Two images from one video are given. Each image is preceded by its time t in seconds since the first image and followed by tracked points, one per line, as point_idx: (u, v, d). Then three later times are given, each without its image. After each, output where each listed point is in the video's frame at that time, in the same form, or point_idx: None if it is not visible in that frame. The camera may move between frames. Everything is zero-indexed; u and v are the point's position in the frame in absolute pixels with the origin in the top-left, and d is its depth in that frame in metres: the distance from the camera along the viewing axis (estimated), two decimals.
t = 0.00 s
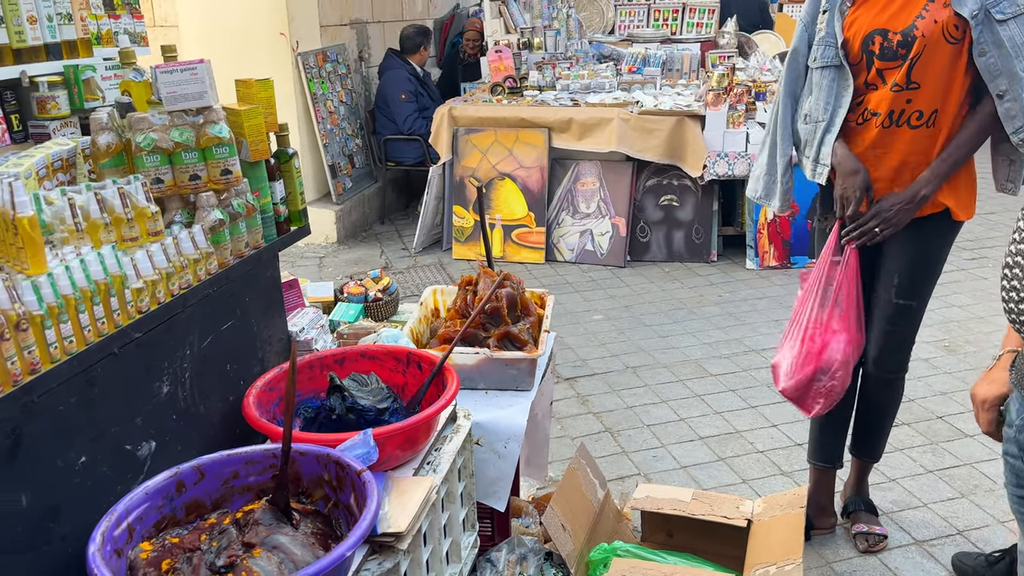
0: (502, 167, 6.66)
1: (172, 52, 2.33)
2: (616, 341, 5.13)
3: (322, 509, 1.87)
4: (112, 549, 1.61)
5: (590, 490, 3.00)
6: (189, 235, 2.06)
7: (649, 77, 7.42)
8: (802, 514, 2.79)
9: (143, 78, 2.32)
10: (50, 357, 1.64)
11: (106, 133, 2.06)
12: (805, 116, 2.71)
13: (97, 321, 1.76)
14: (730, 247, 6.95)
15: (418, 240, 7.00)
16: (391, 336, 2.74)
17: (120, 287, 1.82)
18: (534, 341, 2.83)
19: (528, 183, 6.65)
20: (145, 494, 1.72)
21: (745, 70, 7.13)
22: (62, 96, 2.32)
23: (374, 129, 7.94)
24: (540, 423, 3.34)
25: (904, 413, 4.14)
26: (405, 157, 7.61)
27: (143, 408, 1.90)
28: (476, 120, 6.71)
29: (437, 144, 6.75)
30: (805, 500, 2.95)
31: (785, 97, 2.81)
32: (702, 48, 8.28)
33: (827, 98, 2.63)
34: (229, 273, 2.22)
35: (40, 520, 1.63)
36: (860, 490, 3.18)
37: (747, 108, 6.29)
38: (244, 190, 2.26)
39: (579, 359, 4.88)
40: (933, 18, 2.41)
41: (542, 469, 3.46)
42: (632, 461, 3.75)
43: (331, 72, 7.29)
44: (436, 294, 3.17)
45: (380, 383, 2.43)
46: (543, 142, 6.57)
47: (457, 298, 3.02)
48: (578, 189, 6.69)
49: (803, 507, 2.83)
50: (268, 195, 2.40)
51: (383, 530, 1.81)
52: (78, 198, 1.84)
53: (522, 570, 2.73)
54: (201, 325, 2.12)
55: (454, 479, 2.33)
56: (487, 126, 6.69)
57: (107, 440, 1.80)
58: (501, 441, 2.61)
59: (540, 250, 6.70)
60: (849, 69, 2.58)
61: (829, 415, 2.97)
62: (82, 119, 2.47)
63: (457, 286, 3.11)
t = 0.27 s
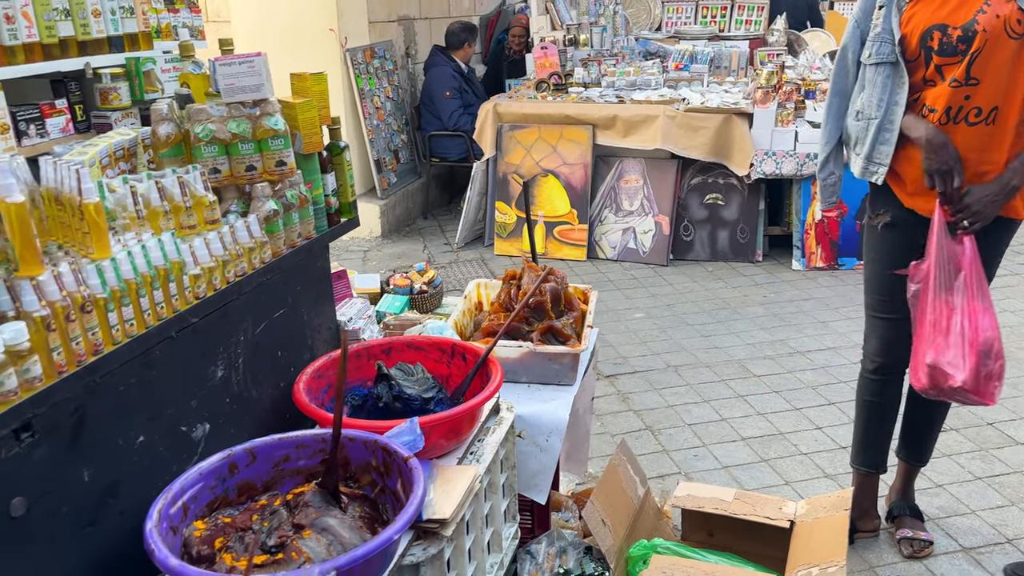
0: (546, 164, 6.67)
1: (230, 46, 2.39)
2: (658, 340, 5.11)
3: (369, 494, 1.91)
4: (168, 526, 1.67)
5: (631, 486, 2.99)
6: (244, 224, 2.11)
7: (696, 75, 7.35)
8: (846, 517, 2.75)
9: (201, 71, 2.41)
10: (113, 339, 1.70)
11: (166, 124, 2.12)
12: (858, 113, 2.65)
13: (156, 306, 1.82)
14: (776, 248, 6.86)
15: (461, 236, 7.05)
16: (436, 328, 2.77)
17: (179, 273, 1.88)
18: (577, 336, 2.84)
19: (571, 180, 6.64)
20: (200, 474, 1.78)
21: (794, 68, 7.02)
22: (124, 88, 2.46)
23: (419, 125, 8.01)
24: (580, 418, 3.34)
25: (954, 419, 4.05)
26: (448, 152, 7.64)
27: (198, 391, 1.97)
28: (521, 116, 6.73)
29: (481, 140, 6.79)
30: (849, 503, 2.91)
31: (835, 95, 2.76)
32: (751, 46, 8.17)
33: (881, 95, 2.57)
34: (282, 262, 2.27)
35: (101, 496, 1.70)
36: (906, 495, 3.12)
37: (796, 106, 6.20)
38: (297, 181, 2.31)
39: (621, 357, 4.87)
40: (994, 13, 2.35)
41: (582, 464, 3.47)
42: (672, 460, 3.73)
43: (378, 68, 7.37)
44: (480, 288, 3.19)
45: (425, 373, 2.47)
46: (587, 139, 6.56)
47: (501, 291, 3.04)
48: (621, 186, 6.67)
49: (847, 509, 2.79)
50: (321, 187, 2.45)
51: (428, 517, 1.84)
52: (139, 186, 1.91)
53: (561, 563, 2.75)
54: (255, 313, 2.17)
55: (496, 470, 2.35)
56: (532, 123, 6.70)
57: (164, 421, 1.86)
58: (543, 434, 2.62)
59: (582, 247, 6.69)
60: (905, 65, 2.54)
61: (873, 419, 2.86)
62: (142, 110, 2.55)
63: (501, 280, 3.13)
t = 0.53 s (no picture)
0: (603, 157, 6.66)
1: (304, 37, 2.47)
2: (713, 336, 5.07)
3: (432, 473, 1.97)
4: (243, 495, 1.75)
5: (685, 479, 3.00)
6: (317, 210, 2.19)
7: (758, 68, 7.24)
8: (905, 518, 2.71)
9: (276, 62, 2.50)
10: (195, 316, 1.80)
11: (244, 112, 2.21)
12: (921, 113, 2.59)
13: (234, 285, 1.90)
14: (836, 246, 6.73)
15: (516, 227, 7.10)
16: (495, 316, 2.82)
17: (256, 255, 1.97)
18: (635, 328, 2.86)
19: (628, 173, 6.62)
20: (272, 447, 1.86)
21: (861, 62, 6.86)
22: (203, 76, 2.55)
23: (477, 117, 8.07)
24: (634, 411, 3.34)
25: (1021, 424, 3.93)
26: (505, 145, 7.72)
27: (271, 369, 2.05)
28: (579, 108, 6.70)
29: (539, 132, 6.81)
30: (908, 504, 2.86)
31: (899, 96, 2.68)
32: (816, 39, 8.01)
33: (945, 92, 2.51)
34: (351, 247, 2.35)
35: (181, 465, 1.79)
36: (968, 499, 3.06)
37: (861, 101, 6.06)
38: (366, 169, 2.39)
39: (675, 352, 4.86)
40: None
41: (635, 457, 3.48)
42: (726, 456, 3.72)
43: (439, 60, 7.46)
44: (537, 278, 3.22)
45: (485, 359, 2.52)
46: (646, 132, 6.53)
47: (559, 282, 3.08)
48: (679, 180, 6.62)
49: (907, 510, 2.76)
50: (388, 175, 2.52)
51: (488, 497, 1.89)
52: (220, 171, 2.00)
53: (614, 552, 2.78)
54: (324, 296, 2.26)
55: (552, 457, 2.39)
56: (590, 115, 6.70)
57: (239, 396, 1.95)
58: (598, 424, 2.65)
59: (638, 241, 6.67)
60: (971, 62, 2.48)
61: (926, 426, 2.81)
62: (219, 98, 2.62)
63: (559, 271, 3.16)
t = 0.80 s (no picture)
0: (657, 147, 6.61)
1: (366, 24, 2.53)
2: (766, 330, 5.01)
3: (480, 452, 2.02)
4: (300, 466, 1.83)
5: (732, 472, 2.99)
6: (375, 194, 2.25)
7: (820, 59, 7.08)
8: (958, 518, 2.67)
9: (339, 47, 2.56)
10: (258, 292, 1.87)
11: (307, 97, 2.27)
12: (959, 105, 2.52)
13: (297, 265, 1.98)
14: (896, 242, 6.57)
15: (568, 216, 7.10)
16: (545, 303, 2.85)
17: (317, 236, 2.04)
18: (685, 318, 2.85)
19: (683, 164, 6.56)
20: (328, 421, 1.93)
21: (928, 53, 6.66)
22: (268, 62, 2.62)
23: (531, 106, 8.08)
24: (682, 402, 3.33)
25: None
26: (558, 133, 7.69)
27: (328, 346, 2.13)
28: (634, 98, 6.67)
29: (592, 121, 6.79)
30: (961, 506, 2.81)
31: (942, 91, 2.64)
32: (881, 30, 7.80)
33: (983, 81, 2.44)
34: (407, 230, 2.41)
35: (242, 435, 1.87)
36: None
37: (927, 94, 5.89)
38: (423, 155, 2.44)
39: (726, 345, 4.82)
40: None
41: (682, 449, 3.47)
42: (775, 451, 3.69)
43: (495, 48, 7.49)
44: (588, 266, 3.24)
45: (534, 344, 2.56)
46: (701, 123, 6.45)
47: (609, 270, 3.09)
48: (735, 172, 6.53)
49: (959, 511, 2.71)
50: (444, 161, 2.57)
51: (535, 478, 1.93)
52: (283, 154, 2.07)
53: (658, 540, 2.80)
54: (380, 278, 2.32)
55: (599, 443, 2.41)
56: (645, 105, 6.64)
57: (298, 371, 2.03)
58: (646, 413, 2.66)
59: (690, 233, 6.61)
60: (1011, 52, 2.41)
61: (975, 426, 2.76)
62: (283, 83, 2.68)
63: (610, 259, 3.17)
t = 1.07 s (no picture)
0: (720, 131, 6.49)
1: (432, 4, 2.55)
2: (827, 320, 4.91)
3: (535, 429, 2.05)
4: (361, 435, 1.88)
5: (788, 461, 2.96)
6: (437, 172, 2.28)
7: (893, 43, 6.84)
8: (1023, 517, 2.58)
9: (405, 27, 2.59)
10: (324, 266, 1.93)
11: (374, 76, 2.31)
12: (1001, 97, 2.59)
13: (361, 240, 2.03)
14: (968, 233, 6.33)
15: (626, 200, 7.05)
16: (602, 285, 2.85)
17: (381, 212, 2.08)
18: (744, 305, 2.82)
19: (746, 148, 6.43)
20: (388, 393, 1.99)
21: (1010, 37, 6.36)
22: (336, 41, 2.72)
23: (593, 88, 8.01)
24: (738, 391, 3.27)
25: None
26: (618, 116, 7.68)
27: (389, 320, 2.18)
28: (698, 80, 6.53)
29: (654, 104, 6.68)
30: None
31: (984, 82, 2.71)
32: (960, 13, 7.48)
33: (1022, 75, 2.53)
34: (468, 209, 2.44)
35: (305, 403, 1.94)
36: None
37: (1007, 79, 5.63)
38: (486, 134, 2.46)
39: (785, 334, 4.74)
40: None
41: (737, 436, 3.43)
42: (833, 442, 3.62)
43: (557, 29, 7.45)
44: (645, 250, 3.22)
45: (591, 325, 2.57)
46: (768, 106, 6.29)
47: (668, 254, 3.07)
48: (801, 158, 6.36)
49: None
50: (505, 141, 2.58)
51: (588, 457, 1.95)
52: (350, 132, 2.12)
53: (710, 526, 2.79)
54: (440, 255, 2.36)
55: (653, 426, 2.41)
56: (709, 87, 6.52)
57: (360, 343, 2.09)
58: (701, 398, 2.65)
59: (751, 219, 6.54)
60: None
61: None
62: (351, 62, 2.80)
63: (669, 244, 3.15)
